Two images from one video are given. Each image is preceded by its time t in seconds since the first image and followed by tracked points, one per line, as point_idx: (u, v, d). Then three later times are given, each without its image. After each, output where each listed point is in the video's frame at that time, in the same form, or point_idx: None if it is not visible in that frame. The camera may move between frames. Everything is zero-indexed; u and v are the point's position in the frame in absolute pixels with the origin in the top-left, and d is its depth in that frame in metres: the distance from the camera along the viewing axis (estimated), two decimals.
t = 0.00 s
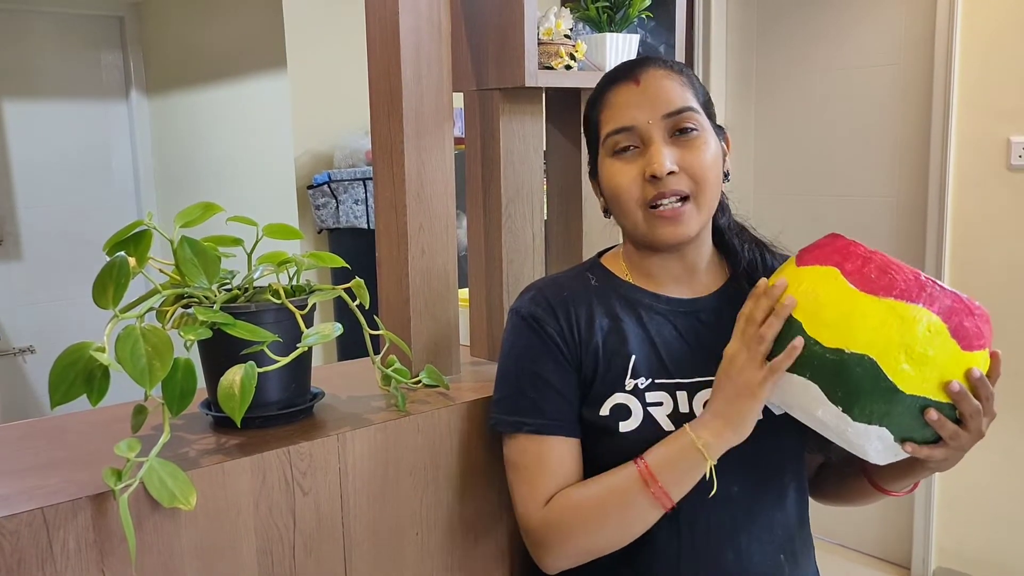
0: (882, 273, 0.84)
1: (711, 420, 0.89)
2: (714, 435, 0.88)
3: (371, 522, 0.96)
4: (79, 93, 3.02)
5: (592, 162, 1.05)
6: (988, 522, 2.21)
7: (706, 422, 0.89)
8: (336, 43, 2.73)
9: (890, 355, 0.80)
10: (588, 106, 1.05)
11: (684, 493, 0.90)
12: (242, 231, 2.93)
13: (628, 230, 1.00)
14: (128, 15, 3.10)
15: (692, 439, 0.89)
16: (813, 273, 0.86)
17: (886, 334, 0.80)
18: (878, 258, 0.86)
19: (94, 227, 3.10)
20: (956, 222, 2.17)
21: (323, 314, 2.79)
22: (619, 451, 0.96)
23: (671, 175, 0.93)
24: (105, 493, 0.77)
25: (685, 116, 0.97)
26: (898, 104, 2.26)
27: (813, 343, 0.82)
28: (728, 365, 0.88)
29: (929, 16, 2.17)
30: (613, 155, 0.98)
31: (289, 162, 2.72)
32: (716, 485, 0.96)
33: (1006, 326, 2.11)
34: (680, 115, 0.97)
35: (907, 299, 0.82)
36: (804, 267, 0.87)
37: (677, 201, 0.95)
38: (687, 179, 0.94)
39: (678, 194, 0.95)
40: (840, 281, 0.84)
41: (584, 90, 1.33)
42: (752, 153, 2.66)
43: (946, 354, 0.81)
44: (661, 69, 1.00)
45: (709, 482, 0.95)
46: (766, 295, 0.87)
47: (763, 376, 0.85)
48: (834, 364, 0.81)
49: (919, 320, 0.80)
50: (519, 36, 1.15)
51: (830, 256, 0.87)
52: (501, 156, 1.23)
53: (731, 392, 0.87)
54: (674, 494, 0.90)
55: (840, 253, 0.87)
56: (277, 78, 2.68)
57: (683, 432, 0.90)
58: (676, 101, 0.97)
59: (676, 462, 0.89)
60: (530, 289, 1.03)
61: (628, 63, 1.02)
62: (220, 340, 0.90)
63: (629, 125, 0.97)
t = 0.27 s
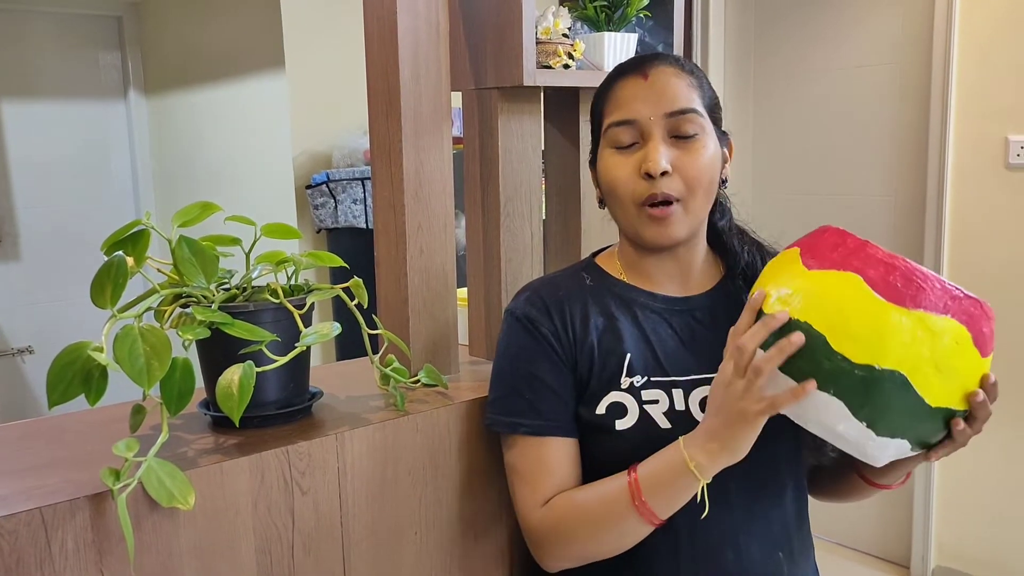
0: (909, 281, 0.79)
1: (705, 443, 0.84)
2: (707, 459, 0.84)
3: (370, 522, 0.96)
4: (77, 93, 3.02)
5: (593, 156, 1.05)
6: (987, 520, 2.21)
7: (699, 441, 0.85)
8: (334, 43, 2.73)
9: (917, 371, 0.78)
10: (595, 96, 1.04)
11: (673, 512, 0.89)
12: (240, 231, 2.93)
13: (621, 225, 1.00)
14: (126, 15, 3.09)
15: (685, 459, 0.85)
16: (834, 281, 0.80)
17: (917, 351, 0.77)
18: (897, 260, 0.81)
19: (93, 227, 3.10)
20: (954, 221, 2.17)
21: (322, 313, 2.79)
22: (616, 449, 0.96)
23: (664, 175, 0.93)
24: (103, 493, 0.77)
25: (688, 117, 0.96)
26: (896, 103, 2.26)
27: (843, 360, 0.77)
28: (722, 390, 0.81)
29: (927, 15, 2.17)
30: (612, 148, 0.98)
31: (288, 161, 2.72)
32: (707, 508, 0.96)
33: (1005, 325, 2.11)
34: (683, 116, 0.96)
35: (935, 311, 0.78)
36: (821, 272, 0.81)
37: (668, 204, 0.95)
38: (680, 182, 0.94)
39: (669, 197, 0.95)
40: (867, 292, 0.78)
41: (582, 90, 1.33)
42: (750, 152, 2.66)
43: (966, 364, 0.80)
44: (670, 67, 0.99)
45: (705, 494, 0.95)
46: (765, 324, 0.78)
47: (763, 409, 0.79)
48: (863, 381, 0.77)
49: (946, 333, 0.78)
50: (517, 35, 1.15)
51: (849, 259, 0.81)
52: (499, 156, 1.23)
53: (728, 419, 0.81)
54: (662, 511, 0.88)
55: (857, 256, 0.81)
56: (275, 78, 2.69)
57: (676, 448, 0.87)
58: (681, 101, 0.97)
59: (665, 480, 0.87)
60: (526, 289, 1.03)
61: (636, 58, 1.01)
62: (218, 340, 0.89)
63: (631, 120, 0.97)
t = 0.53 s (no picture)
0: (940, 350, 0.70)
1: (698, 475, 0.79)
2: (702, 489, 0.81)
3: (369, 523, 0.96)
4: (76, 94, 3.02)
5: (594, 156, 1.05)
6: (986, 520, 2.21)
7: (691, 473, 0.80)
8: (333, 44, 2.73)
9: (936, 438, 0.73)
10: (597, 95, 1.03)
11: (664, 526, 0.87)
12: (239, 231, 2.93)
13: (627, 225, 1.00)
14: (124, 16, 3.09)
15: (679, 487, 0.82)
16: (862, 349, 0.70)
17: (937, 423, 0.71)
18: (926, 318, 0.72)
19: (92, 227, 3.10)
20: (953, 221, 2.17)
21: (321, 314, 2.79)
22: (617, 448, 0.96)
23: (672, 175, 0.93)
24: (102, 494, 0.77)
25: (693, 117, 0.96)
26: (895, 103, 2.26)
27: (862, 435, 0.71)
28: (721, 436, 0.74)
29: (925, 15, 2.17)
30: (617, 149, 0.98)
31: (287, 162, 2.72)
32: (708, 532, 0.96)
33: (1004, 325, 2.11)
34: (688, 116, 0.96)
35: (962, 379, 0.71)
36: (847, 335, 0.70)
37: (677, 202, 0.95)
38: (688, 180, 0.94)
39: (677, 195, 0.95)
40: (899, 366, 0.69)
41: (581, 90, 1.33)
42: (749, 152, 2.66)
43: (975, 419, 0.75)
44: (672, 68, 0.99)
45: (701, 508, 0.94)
46: (784, 397, 0.68)
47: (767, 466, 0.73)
48: (879, 453, 0.72)
49: (968, 399, 0.72)
50: (516, 35, 1.15)
51: (878, 320, 0.71)
52: (498, 156, 1.23)
53: (725, 464, 0.75)
54: (653, 526, 0.87)
55: (885, 314, 0.71)
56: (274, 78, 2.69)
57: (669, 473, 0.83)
58: (685, 101, 0.97)
59: (655, 495, 0.85)
60: (526, 287, 1.02)
61: (637, 59, 1.01)
62: (217, 340, 0.89)
63: (637, 121, 0.96)
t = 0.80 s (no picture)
0: (965, 428, 0.66)
1: (687, 475, 0.79)
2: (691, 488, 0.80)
3: (368, 522, 0.96)
4: (75, 94, 3.02)
5: (594, 161, 1.04)
6: (985, 520, 2.21)
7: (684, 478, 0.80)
8: (332, 44, 2.73)
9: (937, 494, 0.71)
10: (596, 103, 1.02)
11: (655, 522, 0.87)
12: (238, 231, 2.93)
13: (633, 235, 1.00)
14: (123, 16, 3.09)
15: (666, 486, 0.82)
16: (883, 417, 0.66)
17: (943, 485, 0.69)
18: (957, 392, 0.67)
19: (91, 227, 3.10)
20: (952, 220, 2.17)
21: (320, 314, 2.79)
22: (616, 447, 0.96)
23: (683, 191, 0.94)
24: (101, 494, 0.77)
25: (700, 130, 0.96)
26: (894, 103, 2.26)
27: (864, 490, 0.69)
28: (722, 449, 0.73)
29: (924, 14, 2.17)
30: (622, 164, 0.97)
31: (286, 162, 2.72)
32: (693, 530, 0.96)
33: (1003, 325, 2.11)
34: (695, 129, 0.95)
35: (980, 454, 0.67)
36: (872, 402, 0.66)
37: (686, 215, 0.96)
38: (696, 194, 0.95)
39: (686, 208, 0.96)
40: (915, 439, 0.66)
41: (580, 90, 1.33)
42: (748, 152, 2.66)
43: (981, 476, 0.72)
44: (676, 77, 0.98)
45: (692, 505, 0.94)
46: (796, 440, 0.65)
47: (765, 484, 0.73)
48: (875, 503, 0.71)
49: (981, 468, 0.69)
50: (515, 35, 1.15)
51: (906, 387, 0.66)
52: (497, 156, 1.23)
53: (721, 471, 0.74)
54: (642, 521, 0.87)
55: (916, 384, 0.66)
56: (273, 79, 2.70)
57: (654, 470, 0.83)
58: (692, 115, 0.96)
59: (643, 492, 0.85)
60: (525, 286, 1.02)
61: (639, 65, 0.99)
62: (216, 339, 0.89)
63: (644, 137, 0.95)
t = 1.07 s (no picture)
0: (968, 402, 0.65)
1: (686, 484, 0.80)
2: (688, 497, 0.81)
3: (367, 523, 0.96)
4: (74, 94, 3.02)
5: (596, 158, 1.04)
6: (984, 520, 2.21)
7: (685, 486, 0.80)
8: (330, 44, 2.73)
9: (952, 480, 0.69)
10: (601, 98, 1.01)
11: (650, 530, 0.87)
12: (238, 232, 2.93)
13: (636, 234, 1.00)
14: (123, 16, 3.09)
15: (662, 492, 0.83)
16: (883, 396, 0.66)
17: (959, 470, 0.68)
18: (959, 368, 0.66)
19: (91, 227, 3.10)
20: (952, 220, 2.17)
21: (319, 314, 2.80)
22: (615, 447, 0.96)
23: (690, 192, 0.94)
24: (100, 495, 0.77)
25: (708, 132, 0.96)
26: (893, 103, 2.26)
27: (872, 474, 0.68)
28: (726, 448, 0.73)
29: (924, 14, 2.17)
30: (630, 162, 0.97)
31: (285, 162, 2.72)
32: (686, 538, 0.96)
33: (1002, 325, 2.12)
34: (704, 131, 0.96)
35: (990, 433, 0.67)
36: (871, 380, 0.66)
37: (692, 215, 0.96)
38: (702, 195, 0.95)
39: (692, 209, 0.96)
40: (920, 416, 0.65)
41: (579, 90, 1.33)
42: (748, 152, 2.66)
43: (998, 461, 0.71)
44: (687, 78, 0.98)
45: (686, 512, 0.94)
46: (801, 421, 0.65)
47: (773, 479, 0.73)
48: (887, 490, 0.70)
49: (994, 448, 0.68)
50: (514, 35, 1.15)
51: (907, 364, 0.66)
52: (497, 156, 1.23)
53: (721, 471, 0.75)
54: (637, 528, 0.87)
55: (914, 361, 0.66)
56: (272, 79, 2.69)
57: (650, 475, 0.84)
58: (702, 116, 0.96)
59: (638, 499, 0.85)
60: (524, 286, 1.02)
61: (650, 63, 0.99)
62: (215, 340, 0.89)
63: (653, 136, 0.95)
